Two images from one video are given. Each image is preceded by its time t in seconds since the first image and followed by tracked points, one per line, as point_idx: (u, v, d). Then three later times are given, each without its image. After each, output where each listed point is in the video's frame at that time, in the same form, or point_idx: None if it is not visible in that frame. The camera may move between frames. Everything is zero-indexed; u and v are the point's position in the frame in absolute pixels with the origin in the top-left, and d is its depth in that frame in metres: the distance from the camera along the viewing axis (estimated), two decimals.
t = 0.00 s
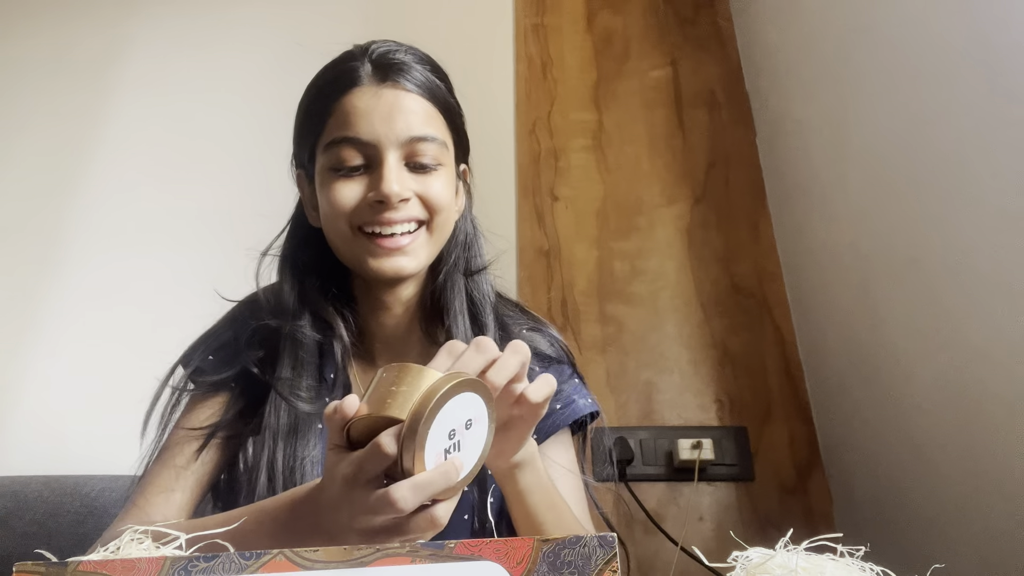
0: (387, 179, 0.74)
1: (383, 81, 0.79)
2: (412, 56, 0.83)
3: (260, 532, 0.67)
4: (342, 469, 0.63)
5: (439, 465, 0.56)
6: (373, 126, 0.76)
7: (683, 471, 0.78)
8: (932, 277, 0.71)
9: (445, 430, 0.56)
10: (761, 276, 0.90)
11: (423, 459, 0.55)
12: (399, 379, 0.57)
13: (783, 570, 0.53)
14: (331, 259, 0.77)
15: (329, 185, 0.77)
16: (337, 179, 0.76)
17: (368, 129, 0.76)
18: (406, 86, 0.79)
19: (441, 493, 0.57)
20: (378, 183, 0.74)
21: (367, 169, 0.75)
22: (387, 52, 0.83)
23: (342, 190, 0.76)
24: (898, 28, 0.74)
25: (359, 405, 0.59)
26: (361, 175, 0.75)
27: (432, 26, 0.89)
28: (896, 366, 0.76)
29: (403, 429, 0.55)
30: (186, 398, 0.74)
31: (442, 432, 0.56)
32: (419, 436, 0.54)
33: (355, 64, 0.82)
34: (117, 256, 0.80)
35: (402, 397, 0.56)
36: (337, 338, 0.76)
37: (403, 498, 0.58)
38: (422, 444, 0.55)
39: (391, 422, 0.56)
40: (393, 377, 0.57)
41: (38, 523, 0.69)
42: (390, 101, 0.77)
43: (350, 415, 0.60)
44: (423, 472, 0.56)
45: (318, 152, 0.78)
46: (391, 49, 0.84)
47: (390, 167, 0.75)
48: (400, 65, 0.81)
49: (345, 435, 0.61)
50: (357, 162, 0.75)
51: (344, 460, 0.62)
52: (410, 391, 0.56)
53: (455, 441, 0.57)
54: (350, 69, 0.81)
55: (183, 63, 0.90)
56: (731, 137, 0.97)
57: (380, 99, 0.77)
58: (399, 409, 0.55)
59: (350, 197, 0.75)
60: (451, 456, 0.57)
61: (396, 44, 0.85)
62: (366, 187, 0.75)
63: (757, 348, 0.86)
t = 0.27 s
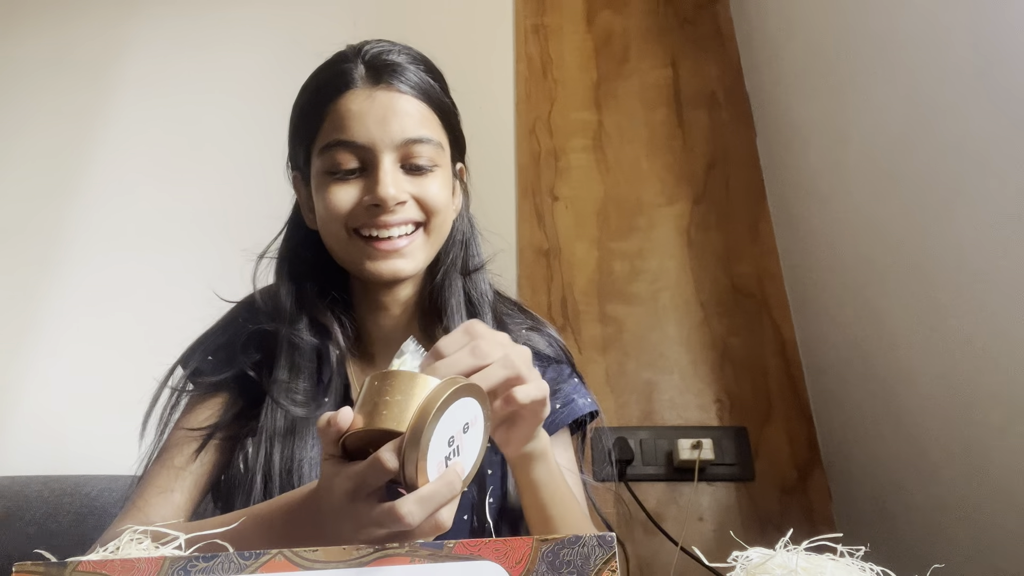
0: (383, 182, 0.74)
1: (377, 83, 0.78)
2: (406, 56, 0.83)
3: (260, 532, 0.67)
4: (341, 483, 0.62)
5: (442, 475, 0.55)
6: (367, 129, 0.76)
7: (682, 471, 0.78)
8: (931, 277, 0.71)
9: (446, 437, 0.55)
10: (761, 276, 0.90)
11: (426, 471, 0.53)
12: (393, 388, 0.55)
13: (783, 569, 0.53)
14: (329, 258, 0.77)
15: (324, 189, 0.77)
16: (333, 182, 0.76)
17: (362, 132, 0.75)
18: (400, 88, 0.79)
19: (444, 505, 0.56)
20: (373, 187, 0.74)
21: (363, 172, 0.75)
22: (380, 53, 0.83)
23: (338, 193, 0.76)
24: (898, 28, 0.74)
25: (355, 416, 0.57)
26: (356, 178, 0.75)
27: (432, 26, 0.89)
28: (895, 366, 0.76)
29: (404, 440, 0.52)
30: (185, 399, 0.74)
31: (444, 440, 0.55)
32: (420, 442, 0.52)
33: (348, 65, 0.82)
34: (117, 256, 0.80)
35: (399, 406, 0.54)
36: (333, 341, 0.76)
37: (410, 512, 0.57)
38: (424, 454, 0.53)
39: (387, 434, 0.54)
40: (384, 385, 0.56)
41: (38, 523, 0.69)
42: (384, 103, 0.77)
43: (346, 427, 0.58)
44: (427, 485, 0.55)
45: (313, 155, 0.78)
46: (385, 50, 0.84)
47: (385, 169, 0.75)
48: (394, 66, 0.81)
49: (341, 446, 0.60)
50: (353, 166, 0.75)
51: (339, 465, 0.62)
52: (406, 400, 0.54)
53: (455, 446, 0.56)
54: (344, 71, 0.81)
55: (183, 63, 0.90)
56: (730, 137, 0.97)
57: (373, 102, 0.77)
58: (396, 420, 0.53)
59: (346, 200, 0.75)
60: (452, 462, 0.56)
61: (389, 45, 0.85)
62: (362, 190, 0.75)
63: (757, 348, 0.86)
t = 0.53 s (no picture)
0: (380, 184, 0.73)
1: (373, 84, 0.78)
2: (401, 57, 0.82)
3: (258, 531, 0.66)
4: (338, 489, 0.59)
5: (441, 477, 0.54)
6: (364, 130, 0.74)
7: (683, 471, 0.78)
8: (931, 277, 0.71)
9: (445, 438, 0.55)
10: (762, 277, 0.90)
11: (427, 472, 0.53)
12: (390, 391, 0.55)
13: (782, 570, 0.53)
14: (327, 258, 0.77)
15: (322, 191, 0.76)
16: (330, 184, 0.76)
17: (359, 134, 0.74)
18: (396, 89, 0.78)
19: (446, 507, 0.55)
20: (371, 188, 0.73)
21: (359, 174, 0.74)
22: (375, 54, 0.82)
23: (336, 196, 0.75)
24: (898, 28, 0.74)
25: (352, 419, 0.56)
26: (353, 180, 0.74)
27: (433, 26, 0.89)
28: (895, 366, 0.76)
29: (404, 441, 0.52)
30: (186, 399, 0.74)
31: (443, 441, 0.54)
32: (420, 443, 0.52)
33: (345, 67, 0.81)
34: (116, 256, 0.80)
35: (398, 409, 0.54)
36: (328, 341, 0.75)
37: (413, 516, 0.55)
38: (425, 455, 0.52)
39: (386, 438, 0.54)
40: (380, 388, 0.56)
41: (38, 523, 0.69)
42: (380, 105, 0.76)
43: (342, 432, 0.57)
44: (428, 488, 0.54)
45: (311, 157, 0.78)
46: (380, 50, 0.83)
47: (382, 171, 0.74)
48: (390, 66, 0.80)
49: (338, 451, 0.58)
50: (350, 167, 0.74)
51: (337, 470, 0.59)
52: (403, 403, 0.54)
53: (453, 447, 0.56)
54: (340, 73, 0.81)
55: (183, 64, 0.90)
56: (730, 138, 0.97)
57: (370, 104, 0.76)
58: (396, 423, 0.53)
59: (344, 202, 0.74)
60: (452, 463, 0.56)
61: (383, 46, 0.84)
62: (359, 192, 0.74)
63: (757, 348, 0.86)
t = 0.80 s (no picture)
0: (381, 179, 0.74)
1: (374, 80, 0.79)
2: (400, 54, 0.83)
3: (259, 531, 0.66)
4: (325, 498, 0.59)
5: (429, 485, 0.53)
6: (366, 127, 0.76)
7: (683, 471, 0.78)
8: (931, 278, 0.71)
9: (431, 444, 0.54)
10: (762, 276, 0.90)
11: (414, 480, 0.52)
12: (376, 399, 0.54)
13: (782, 569, 0.53)
14: (328, 258, 0.77)
15: (322, 186, 0.77)
16: (330, 180, 0.76)
17: (360, 130, 0.76)
18: (396, 85, 0.79)
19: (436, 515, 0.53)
20: (372, 184, 0.74)
21: (361, 169, 0.75)
22: (375, 51, 0.83)
23: (336, 191, 0.76)
24: (898, 27, 0.74)
25: (336, 429, 0.55)
26: (354, 175, 0.75)
27: (432, 25, 0.89)
28: (895, 366, 0.76)
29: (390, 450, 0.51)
30: (182, 400, 0.74)
31: (429, 447, 0.54)
32: (408, 449, 0.51)
33: (344, 63, 0.82)
34: (116, 255, 0.80)
35: (384, 418, 0.53)
36: (335, 339, 0.76)
37: (400, 528, 0.51)
38: (411, 462, 0.51)
39: (372, 446, 0.53)
40: (364, 396, 0.55)
41: (38, 522, 0.69)
42: (381, 100, 0.77)
43: (326, 442, 0.56)
44: (416, 497, 0.52)
45: (310, 153, 0.78)
46: (379, 47, 0.84)
47: (384, 167, 0.75)
48: (389, 62, 0.81)
49: (325, 458, 0.57)
50: (351, 163, 0.75)
51: (325, 477, 0.58)
52: (387, 412, 0.53)
53: (440, 454, 0.55)
54: (339, 69, 0.81)
55: (182, 62, 0.90)
56: (730, 139, 0.98)
57: (371, 99, 0.77)
58: (382, 433, 0.52)
59: (344, 198, 0.75)
60: (439, 470, 0.55)
61: (383, 42, 0.85)
62: (360, 188, 0.74)
63: (757, 348, 0.86)
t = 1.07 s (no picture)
0: (393, 153, 0.74)
1: (379, 61, 0.79)
2: (398, 40, 0.84)
3: (253, 532, 0.65)
4: (321, 495, 0.57)
5: (424, 486, 0.53)
6: (374, 103, 0.76)
7: (683, 471, 0.78)
8: (931, 277, 0.70)
9: (426, 445, 0.54)
10: (761, 277, 0.90)
11: (409, 481, 0.52)
12: (371, 398, 0.53)
13: (782, 569, 0.52)
14: (332, 258, 0.77)
15: (327, 166, 0.75)
16: (335, 157, 0.75)
17: (367, 107, 0.75)
18: (400, 66, 0.80)
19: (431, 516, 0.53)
20: (383, 158, 0.73)
21: (370, 146, 0.74)
22: (372, 37, 0.84)
23: (343, 168, 0.74)
24: (898, 25, 0.74)
25: (332, 429, 0.54)
26: (364, 151, 0.74)
27: (432, 25, 0.89)
28: (896, 366, 0.76)
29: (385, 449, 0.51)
30: (164, 407, 0.74)
31: (424, 447, 0.54)
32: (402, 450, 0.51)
33: (343, 49, 0.82)
34: (113, 253, 0.80)
35: (380, 418, 0.52)
36: (338, 336, 0.76)
37: (394, 528, 0.51)
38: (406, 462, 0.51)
39: (367, 447, 0.53)
40: (360, 396, 0.54)
41: (38, 522, 0.69)
42: (388, 79, 0.78)
43: (321, 440, 0.55)
44: (411, 498, 0.52)
45: (311, 136, 0.78)
46: (375, 35, 0.84)
47: (393, 142, 0.74)
48: (389, 46, 0.82)
49: (320, 457, 0.56)
50: (359, 140, 0.74)
51: (320, 476, 0.58)
52: (383, 411, 0.53)
53: (435, 454, 0.55)
54: (337, 53, 0.82)
55: (183, 62, 0.90)
56: (729, 138, 0.97)
57: (378, 78, 0.78)
58: (378, 433, 0.52)
59: (353, 174, 0.74)
60: (433, 471, 0.55)
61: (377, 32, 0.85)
62: (371, 163, 0.73)
63: (757, 348, 0.86)
